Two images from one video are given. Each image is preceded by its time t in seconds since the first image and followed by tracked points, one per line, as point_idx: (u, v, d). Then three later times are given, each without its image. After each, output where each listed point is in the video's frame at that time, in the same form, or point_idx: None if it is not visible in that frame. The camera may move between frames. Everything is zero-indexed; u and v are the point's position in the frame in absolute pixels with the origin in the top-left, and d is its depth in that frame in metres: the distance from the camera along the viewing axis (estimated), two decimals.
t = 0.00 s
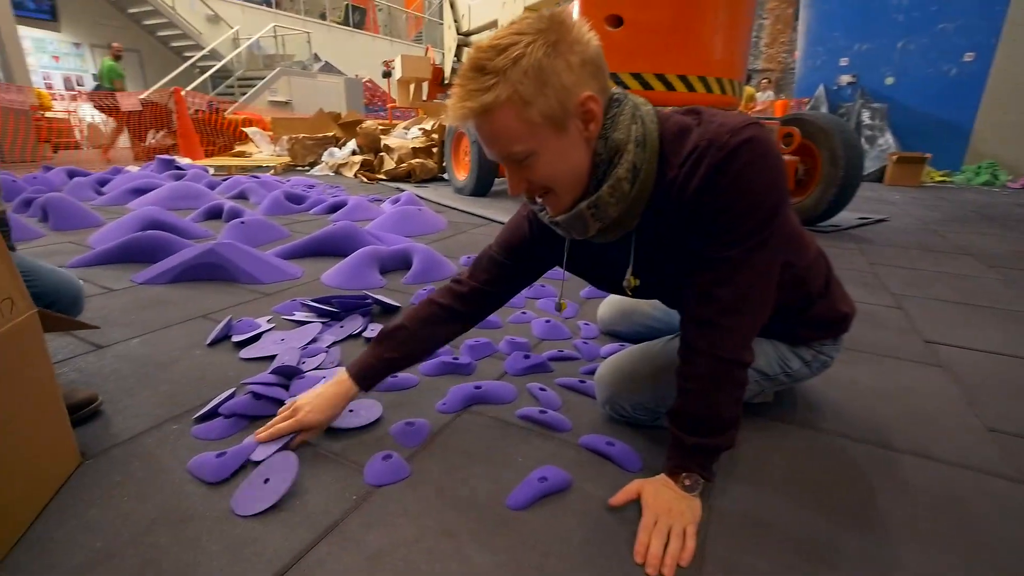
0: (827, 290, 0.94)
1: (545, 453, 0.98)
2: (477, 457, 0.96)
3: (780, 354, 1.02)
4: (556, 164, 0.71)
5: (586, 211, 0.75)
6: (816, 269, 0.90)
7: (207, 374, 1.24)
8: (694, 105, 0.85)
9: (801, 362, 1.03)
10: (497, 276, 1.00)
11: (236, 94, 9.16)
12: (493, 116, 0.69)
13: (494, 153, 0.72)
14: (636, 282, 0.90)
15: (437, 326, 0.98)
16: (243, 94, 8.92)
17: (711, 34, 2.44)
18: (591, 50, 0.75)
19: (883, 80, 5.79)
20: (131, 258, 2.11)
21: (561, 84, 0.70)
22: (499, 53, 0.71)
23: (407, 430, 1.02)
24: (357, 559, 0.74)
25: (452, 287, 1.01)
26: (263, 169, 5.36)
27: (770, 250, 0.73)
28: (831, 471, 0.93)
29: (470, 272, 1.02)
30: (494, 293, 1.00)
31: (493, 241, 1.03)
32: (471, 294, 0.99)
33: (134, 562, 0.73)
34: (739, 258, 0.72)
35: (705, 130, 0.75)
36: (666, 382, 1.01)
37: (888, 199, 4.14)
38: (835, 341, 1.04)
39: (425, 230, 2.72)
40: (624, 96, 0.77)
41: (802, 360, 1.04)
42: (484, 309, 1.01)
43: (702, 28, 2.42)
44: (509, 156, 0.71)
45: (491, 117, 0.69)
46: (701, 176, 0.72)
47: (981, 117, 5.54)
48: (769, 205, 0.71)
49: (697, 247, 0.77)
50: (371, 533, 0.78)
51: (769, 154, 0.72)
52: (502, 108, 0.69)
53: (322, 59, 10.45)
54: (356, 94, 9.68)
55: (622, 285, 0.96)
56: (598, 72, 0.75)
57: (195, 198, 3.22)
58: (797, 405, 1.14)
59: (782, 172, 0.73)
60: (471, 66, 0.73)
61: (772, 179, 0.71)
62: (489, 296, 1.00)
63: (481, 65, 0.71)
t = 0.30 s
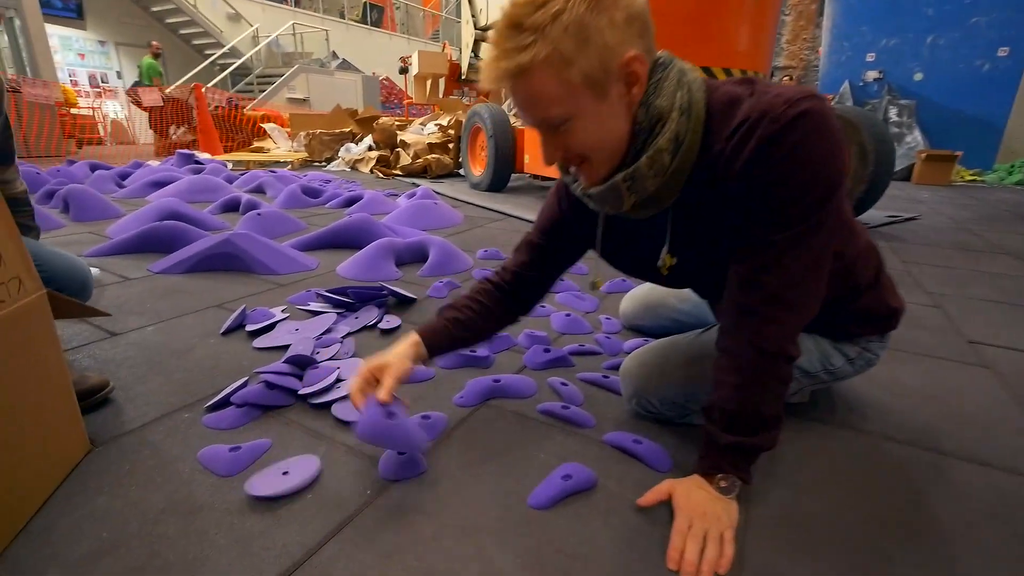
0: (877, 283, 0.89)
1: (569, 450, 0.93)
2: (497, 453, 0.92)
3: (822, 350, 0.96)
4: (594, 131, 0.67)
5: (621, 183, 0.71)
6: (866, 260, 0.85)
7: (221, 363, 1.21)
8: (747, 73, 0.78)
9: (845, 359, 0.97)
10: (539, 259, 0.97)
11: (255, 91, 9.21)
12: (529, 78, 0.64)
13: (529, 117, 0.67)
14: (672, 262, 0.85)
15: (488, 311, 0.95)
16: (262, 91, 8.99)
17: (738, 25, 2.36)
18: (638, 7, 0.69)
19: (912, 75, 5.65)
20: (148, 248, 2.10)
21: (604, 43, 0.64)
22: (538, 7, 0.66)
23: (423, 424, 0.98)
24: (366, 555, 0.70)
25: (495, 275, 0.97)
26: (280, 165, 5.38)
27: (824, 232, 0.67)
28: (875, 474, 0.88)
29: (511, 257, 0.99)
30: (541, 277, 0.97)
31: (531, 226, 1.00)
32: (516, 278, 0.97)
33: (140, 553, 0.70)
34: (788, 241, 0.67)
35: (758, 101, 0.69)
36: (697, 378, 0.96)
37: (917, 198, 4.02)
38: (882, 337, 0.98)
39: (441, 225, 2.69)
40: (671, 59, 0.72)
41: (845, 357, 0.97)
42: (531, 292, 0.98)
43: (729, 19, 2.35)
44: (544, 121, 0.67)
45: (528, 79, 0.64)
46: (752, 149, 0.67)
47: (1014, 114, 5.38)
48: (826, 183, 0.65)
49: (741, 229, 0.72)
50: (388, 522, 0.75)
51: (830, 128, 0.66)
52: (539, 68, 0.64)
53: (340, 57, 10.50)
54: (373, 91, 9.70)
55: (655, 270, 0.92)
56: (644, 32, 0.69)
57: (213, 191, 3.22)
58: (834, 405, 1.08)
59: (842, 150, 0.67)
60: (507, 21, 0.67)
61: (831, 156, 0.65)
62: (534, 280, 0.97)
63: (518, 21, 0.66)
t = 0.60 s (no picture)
0: (910, 266, 0.87)
1: (586, 438, 0.90)
2: (512, 440, 0.89)
3: (854, 335, 0.94)
4: (626, 101, 0.63)
5: (653, 157, 0.68)
6: (898, 243, 0.83)
7: (227, 351, 1.18)
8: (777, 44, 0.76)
9: (877, 344, 0.94)
10: (550, 246, 0.91)
11: (261, 90, 9.21)
12: (558, 43, 0.60)
13: (556, 88, 0.63)
14: (702, 239, 0.82)
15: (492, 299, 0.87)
16: (268, 90, 8.99)
17: (749, 13, 2.32)
18: None
19: (924, 72, 5.59)
20: (154, 240, 2.08)
21: (639, 5, 0.60)
22: None
23: (435, 412, 0.95)
24: (388, 548, 0.67)
25: (500, 263, 0.91)
26: (286, 162, 5.37)
27: (869, 203, 0.64)
28: (907, 465, 0.84)
29: (519, 245, 0.93)
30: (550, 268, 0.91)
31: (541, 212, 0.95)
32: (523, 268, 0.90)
33: (143, 540, 0.67)
34: (831, 214, 0.64)
35: (797, 66, 0.66)
36: (720, 364, 0.93)
37: (929, 195, 3.97)
38: (914, 322, 0.95)
39: (448, 218, 2.66)
40: (702, 27, 0.69)
41: (878, 342, 0.95)
42: (537, 285, 0.91)
43: (741, 8, 2.30)
44: (572, 94, 0.63)
45: (557, 45, 0.60)
46: (794, 115, 0.64)
47: None
48: (874, 150, 0.63)
49: (779, 205, 0.69)
50: (402, 507, 0.72)
51: (875, 92, 0.63)
52: (569, 32, 0.59)
53: (346, 56, 10.50)
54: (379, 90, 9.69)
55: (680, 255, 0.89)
56: None
57: (220, 186, 3.21)
58: (858, 395, 1.05)
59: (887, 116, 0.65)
60: None
61: (877, 121, 0.63)
62: (543, 269, 0.91)
63: None
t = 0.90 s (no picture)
0: (911, 263, 0.87)
1: (589, 437, 0.90)
2: (515, 439, 0.89)
3: (856, 333, 0.93)
4: (633, 104, 0.62)
5: (660, 160, 0.68)
6: (899, 241, 0.83)
7: (230, 350, 1.19)
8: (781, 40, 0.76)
9: (880, 342, 0.94)
10: (546, 254, 0.90)
11: (262, 91, 9.23)
12: (564, 44, 0.59)
13: (561, 91, 0.62)
14: (701, 250, 0.80)
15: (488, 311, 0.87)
16: (269, 91, 9.01)
17: (751, 13, 2.32)
18: None
19: (926, 72, 5.59)
20: (157, 241, 2.09)
21: (645, 3, 0.59)
22: None
23: (437, 411, 0.95)
24: (391, 548, 0.67)
25: (497, 273, 0.90)
26: (288, 163, 5.37)
27: (879, 198, 0.64)
28: (910, 464, 0.84)
29: (515, 254, 0.92)
30: (547, 277, 0.90)
31: (537, 219, 0.94)
32: (519, 276, 0.89)
33: (147, 539, 0.67)
34: (841, 212, 0.64)
35: (803, 62, 0.66)
36: (722, 364, 0.92)
37: (933, 195, 3.96)
38: (917, 319, 0.95)
39: (450, 219, 2.66)
40: (706, 25, 0.69)
41: (880, 340, 0.94)
42: (535, 293, 0.90)
43: (742, 8, 2.30)
44: (578, 98, 0.62)
45: (561, 47, 0.59)
46: (803, 112, 0.64)
47: None
48: (883, 147, 0.63)
49: (788, 204, 0.69)
50: (405, 505, 0.72)
51: (884, 88, 0.64)
52: (575, 32, 0.58)
53: (347, 57, 10.51)
54: (380, 91, 9.70)
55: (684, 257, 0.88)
56: None
57: (222, 186, 3.21)
58: (862, 395, 1.04)
59: (894, 112, 0.65)
60: None
61: (887, 116, 0.63)
62: (540, 278, 0.90)
63: None
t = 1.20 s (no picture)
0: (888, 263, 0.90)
1: (580, 440, 0.92)
2: (508, 443, 0.91)
3: (835, 333, 0.96)
4: (602, 123, 0.65)
5: (633, 175, 0.70)
6: (875, 242, 0.86)
7: (229, 355, 1.21)
8: (754, 57, 0.79)
9: (858, 341, 0.97)
10: (526, 259, 0.93)
11: (261, 92, 9.24)
12: (535, 65, 0.62)
13: (534, 109, 0.65)
14: (688, 250, 0.82)
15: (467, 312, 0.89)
16: (268, 92, 9.02)
17: (746, 21, 2.35)
18: None
19: (921, 73, 5.62)
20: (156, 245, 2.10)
21: (616, 28, 0.62)
22: None
23: (433, 415, 0.97)
24: (387, 548, 0.69)
25: (477, 275, 0.92)
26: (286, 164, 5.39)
27: (851, 211, 0.67)
28: (891, 465, 0.87)
29: (495, 258, 0.94)
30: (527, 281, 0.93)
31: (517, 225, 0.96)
32: (497, 281, 0.92)
33: (151, 540, 0.70)
34: (818, 226, 0.66)
35: (775, 81, 0.69)
36: (708, 368, 0.95)
37: (927, 196, 3.98)
38: (894, 317, 0.98)
39: (448, 222, 2.68)
40: (682, 44, 0.71)
41: (859, 339, 0.97)
42: (512, 297, 0.92)
43: (737, 16, 2.33)
44: (550, 114, 0.65)
45: (532, 67, 0.62)
46: (777, 130, 0.66)
47: None
48: (854, 163, 0.65)
49: (765, 218, 0.72)
50: (402, 507, 0.75)
51: (854, 107, 0.66)
52: (546, 55, 0.61)
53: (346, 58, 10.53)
54: (379, 92, 9.71)
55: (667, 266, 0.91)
56: (658, 14, 0.67)
57: (221, 189, 3.23)
58: (848, 398, 1.07)
59: (865, 128, 0.67)
60: (507, 5, 0.64)
61: (856, 133, 0.65)
62: (520, 283, 0.92)
63: (520, 4, 0.62)
